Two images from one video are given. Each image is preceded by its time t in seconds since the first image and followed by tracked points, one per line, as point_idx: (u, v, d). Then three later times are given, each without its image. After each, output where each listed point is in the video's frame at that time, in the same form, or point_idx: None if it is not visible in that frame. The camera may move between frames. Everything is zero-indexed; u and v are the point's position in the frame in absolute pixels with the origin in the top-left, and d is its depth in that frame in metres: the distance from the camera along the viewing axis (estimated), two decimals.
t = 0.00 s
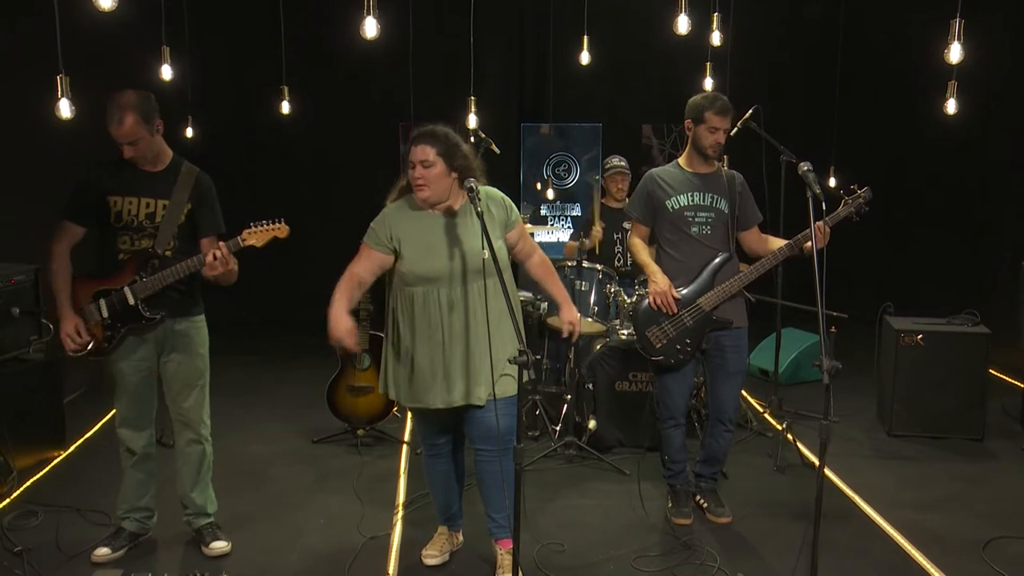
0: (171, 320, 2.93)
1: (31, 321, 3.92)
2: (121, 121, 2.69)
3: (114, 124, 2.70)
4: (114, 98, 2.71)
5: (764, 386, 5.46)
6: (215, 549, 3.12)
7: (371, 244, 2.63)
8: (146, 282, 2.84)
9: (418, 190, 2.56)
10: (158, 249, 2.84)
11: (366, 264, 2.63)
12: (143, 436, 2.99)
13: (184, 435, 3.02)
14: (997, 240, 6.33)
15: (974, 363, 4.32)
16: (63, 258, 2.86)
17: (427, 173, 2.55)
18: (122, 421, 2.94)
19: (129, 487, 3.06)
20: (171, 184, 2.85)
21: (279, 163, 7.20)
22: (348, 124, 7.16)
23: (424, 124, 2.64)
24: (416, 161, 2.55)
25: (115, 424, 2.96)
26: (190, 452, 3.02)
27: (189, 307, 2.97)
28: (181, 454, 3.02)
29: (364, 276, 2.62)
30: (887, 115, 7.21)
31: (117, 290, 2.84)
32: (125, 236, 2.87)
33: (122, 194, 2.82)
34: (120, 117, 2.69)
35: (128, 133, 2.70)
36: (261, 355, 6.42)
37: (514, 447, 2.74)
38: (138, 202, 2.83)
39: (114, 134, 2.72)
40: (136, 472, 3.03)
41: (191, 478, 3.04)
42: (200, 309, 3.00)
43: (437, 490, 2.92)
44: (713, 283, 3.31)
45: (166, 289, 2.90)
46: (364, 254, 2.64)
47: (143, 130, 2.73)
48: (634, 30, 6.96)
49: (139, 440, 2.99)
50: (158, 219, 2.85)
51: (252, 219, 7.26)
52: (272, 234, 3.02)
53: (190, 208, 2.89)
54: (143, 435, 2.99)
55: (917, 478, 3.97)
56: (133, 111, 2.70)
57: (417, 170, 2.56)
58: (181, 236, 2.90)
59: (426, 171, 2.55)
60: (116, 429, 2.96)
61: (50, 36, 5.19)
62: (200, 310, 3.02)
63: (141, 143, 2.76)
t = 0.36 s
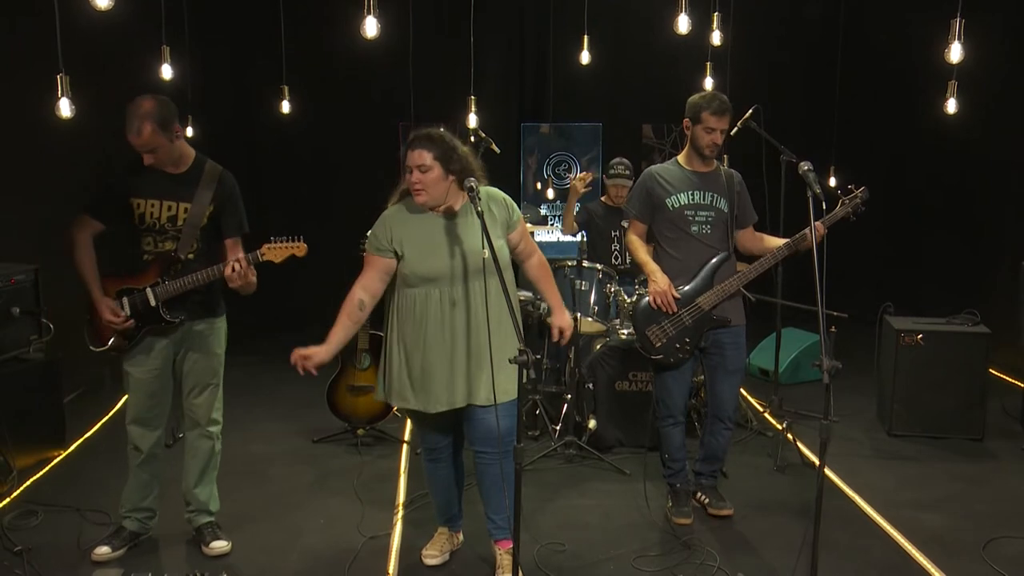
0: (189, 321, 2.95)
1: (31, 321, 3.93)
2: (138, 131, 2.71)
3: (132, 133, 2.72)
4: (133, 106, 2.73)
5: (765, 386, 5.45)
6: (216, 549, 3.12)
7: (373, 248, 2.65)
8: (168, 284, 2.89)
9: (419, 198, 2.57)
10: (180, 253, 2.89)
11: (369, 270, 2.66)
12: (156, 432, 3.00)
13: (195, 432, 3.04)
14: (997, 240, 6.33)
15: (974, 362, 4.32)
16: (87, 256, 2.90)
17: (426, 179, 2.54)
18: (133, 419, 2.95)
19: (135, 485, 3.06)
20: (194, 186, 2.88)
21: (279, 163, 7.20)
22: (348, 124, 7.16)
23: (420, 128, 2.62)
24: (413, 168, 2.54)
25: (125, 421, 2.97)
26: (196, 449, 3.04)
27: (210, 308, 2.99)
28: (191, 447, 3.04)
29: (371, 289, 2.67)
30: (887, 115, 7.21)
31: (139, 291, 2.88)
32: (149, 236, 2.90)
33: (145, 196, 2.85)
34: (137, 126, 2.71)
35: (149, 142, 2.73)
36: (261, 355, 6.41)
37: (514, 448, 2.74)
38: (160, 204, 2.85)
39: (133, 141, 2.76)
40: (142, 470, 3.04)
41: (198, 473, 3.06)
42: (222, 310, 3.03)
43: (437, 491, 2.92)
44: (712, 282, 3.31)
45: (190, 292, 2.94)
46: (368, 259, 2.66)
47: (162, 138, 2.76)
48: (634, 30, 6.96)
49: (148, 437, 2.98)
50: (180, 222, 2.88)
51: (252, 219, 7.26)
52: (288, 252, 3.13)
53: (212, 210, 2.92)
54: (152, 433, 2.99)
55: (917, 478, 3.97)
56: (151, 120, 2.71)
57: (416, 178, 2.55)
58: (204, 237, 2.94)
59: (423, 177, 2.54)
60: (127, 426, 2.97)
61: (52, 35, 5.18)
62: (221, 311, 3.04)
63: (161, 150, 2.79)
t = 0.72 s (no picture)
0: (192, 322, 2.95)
1: (32, 321, 3.93)
2: (140, 133, 2.71)
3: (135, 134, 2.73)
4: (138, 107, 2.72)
5: (765, 386, 5.45)
6: (216, 549, 3.13)
7: (378, 240, 2.63)
8: (167, 287, 2.88)
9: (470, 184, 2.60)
10: (181, 256, 2.88)
11: (373, 260, 2.64)
12: (160, 429, 3.00)
13: (199, 432, 3.03)
14: (997, 240, 6.33)
15: (973, 362, 4.33)
16: (91, 255, 2.93)
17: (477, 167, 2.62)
18: (135, 418, 2.94)
19: (136, 484, 3.06)
20: (195, 189, 2.88)
21: (279, 163, 7.20)
22: (349, 124, 7.16)
23: (448, 125, 2.69)
24: (470, 155, 2.60)
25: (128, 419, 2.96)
26: (198, 449, 3.04)
27: (212, 311, 2.99)
28: (193, 446, 3.03)
29: (379, 279, 2.63)
30: (887, 115, 7.21)
31: (141, 292, 2.89)
32: (151, 238, 2.90)
33: (148, 198, 2.86)
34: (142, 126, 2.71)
35: (152, 144, 2.73)
36: (261, 355, 6.42)
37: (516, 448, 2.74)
38: (162, 206, 2.86)
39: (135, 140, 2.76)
40: (142, 470, 3.03)
41: (200, 473, 3.06)
42: (223, 314, 3.02)
43: (439, 492, 2.92)
44: (714, 283, 3.31)
45: (191, 295, 2.94)
46: (371, 250, 2.64)
47: (165, 141, 2.75)
48: (633, 31, 6.97)
49: (151, 435, 2.99)
50: (181, 224, 2.87)
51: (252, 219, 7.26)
52: (283, 262, 3.12)
53: (214, 213, 2.92)
54: (154, 430, 2.99)
55: (917, 478, 3.97)
56: (154, 122, 2.71)
57: (471, 164, 2.61)
58: (205, 240, 2.93)
59: (477, 164, 2.62)
60: (130, 424, 2.96)
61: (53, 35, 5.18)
62: (223, 314, 3.03)
63: (164, 152, 2.79)
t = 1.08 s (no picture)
0: (179, 321, 2.96)
1: (33, 321, 3.93)
2: (122, 126, 2.72)
3: (117, 127, 2.74)
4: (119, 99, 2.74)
5: (765, 386, 5.44)
6: (216, 548, 3.13)
7: (384, 234, 2.62)
8: (152, 285, 2.89)
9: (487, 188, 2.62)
10: (165, 253, 2.89)
11: (378, 254, 2.63)
12: (150, 430, 3.01)
13: (192, 432, 3.04)
14: (997, 240, 6.33)
15: (974, 362, 4.33)
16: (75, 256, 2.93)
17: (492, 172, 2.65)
18: (127, 419, 2.96)
19: (131, 486, 3.07)
20: (178, 184, 2.88)
21: (279, 163, 7.20)
22: (349, 124, 7.16)
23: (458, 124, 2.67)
24: (489, 159, 2.62)
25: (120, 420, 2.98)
26: (195, 449, 3.04)
27: (197, 309, 2.99)
28: (187, 449, 3.04)
29: (382, 274, 2.63)
30: (887, 115, 7.21)
31: (125, 291, 2.88)
32: (134, 237, 2.90)
33: (130, 196, 2.86)
34: (124, 119, 2.73)
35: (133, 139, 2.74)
36: (262, 355, 6.42)
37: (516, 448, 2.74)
38: (144, 204, 2.86)
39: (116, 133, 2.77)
40: (139, 471, 3.05)
41: (195, 472, 3.06)
42: (208, 310, 3.02)
43: (441, 492, 2.93)
44: (715, 284, 3.31)
45: (176, 292, 2.94)
46: (377, 244, 2.63)
47: (146, 134, 2.76)
48: (633, 30, 6.97)
49: (142, 436, 3.00)
50: (164, 221, 2.88)
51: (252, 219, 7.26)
52: (272, 253, 3.08)
53: (197, 208, 2.92)
54: (146, 431, 3.00)
55: (917, 478, 3.97)
56: (134, 116, 2.72)
57: (487, 169, 2.63)
58: (188, 236, 2.93)
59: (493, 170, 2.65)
60: (122, 426, 2.98)
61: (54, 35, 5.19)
62: (209, 310, 3.04)
63: (144, 146, 2.79)
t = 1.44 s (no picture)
0: (164, 321, 2.99)
1: (30, 321, 3.92)
2: (87, 127, 2.75)
3: (82, 129, 2.76)
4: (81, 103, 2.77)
5: (763, 386, 5.44)
6: (215, 546, 3.13)
7: (380, 235, 2.65)
8: (136, 284, 2.92)
9: (472, 173, 2.63)
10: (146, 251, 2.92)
11: (373, 255, 2.65)
12: (141, 430, 3.04)
13: (183, 430, 3.07)
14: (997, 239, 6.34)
15: (972, 362, 4.33)
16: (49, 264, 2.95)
17: (480, 159, 2.65)
18: (117, 419, 2.99)
19: (123, 487, 3.08)
20: (147, 182, 2.91)
21: (277, 163, 7.20)
22: (347, 124, 7.16)
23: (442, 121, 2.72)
24: (473, 145, 2.64)
25: (110, 420, 3.01)
26: (189, 447, 3.07)
27: (179, 303, 3.03)
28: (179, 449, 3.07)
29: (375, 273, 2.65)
30: (885, 114, 7.21)
31: (108, 293, 2.92)
32: (110, 241, 2.93)
33: (98, 202, 2.88)
34: (88, 120, 2.76)
35: (98, 139, 2.76)
36: (261, 355, 6.42)
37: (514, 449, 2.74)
38: (116, 207, 2.89)
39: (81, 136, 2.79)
40: (131, 470, 3.06)
41: (189, 471, 3.08)
42: (190, 303, 3.06)
43: (437, 491, 2.93)
44: (709, 285, 3.32)
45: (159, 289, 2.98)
46: (372, 245, 2.66)
47: (111, 134, 2.79)
48: (631, 30, 6.96)
49: (133, 436, 3.03)
50: (139, 220, 2.92)
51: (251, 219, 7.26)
52: (258, 236, 3.11)
53: (167, 203, 2.96)
54: (137, 432, 3.03)
55: (915, 477, 3.97)
56: (94, 116, 2.75)
57: (473, 153, 2.64)
58: (164, 232, 2.97)
59: (478, 151, 2.66)
60: (112, 428, 3.01)
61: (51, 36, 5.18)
62: (189, 304, 3.07)
63: (109, 148, 2.82)
